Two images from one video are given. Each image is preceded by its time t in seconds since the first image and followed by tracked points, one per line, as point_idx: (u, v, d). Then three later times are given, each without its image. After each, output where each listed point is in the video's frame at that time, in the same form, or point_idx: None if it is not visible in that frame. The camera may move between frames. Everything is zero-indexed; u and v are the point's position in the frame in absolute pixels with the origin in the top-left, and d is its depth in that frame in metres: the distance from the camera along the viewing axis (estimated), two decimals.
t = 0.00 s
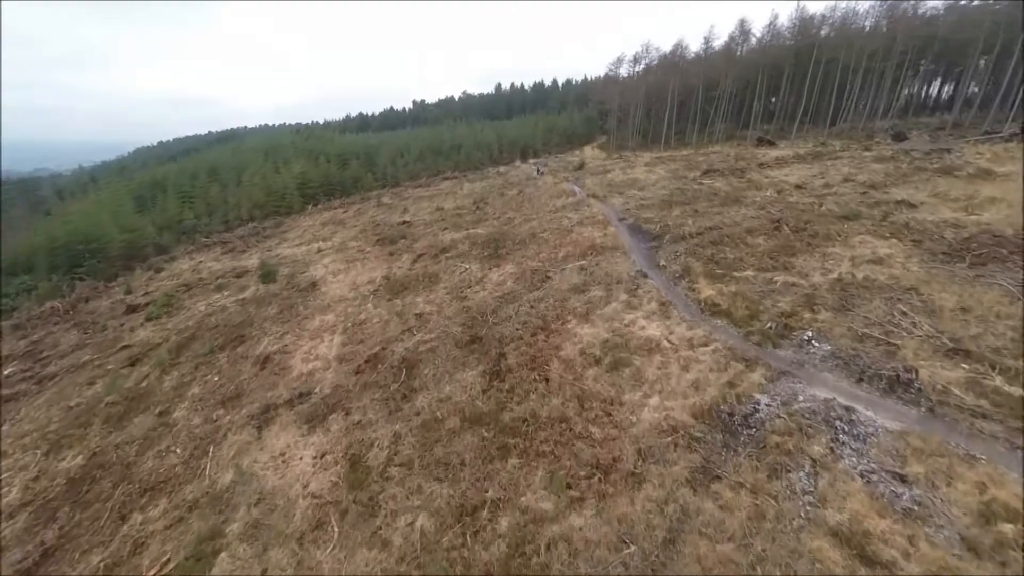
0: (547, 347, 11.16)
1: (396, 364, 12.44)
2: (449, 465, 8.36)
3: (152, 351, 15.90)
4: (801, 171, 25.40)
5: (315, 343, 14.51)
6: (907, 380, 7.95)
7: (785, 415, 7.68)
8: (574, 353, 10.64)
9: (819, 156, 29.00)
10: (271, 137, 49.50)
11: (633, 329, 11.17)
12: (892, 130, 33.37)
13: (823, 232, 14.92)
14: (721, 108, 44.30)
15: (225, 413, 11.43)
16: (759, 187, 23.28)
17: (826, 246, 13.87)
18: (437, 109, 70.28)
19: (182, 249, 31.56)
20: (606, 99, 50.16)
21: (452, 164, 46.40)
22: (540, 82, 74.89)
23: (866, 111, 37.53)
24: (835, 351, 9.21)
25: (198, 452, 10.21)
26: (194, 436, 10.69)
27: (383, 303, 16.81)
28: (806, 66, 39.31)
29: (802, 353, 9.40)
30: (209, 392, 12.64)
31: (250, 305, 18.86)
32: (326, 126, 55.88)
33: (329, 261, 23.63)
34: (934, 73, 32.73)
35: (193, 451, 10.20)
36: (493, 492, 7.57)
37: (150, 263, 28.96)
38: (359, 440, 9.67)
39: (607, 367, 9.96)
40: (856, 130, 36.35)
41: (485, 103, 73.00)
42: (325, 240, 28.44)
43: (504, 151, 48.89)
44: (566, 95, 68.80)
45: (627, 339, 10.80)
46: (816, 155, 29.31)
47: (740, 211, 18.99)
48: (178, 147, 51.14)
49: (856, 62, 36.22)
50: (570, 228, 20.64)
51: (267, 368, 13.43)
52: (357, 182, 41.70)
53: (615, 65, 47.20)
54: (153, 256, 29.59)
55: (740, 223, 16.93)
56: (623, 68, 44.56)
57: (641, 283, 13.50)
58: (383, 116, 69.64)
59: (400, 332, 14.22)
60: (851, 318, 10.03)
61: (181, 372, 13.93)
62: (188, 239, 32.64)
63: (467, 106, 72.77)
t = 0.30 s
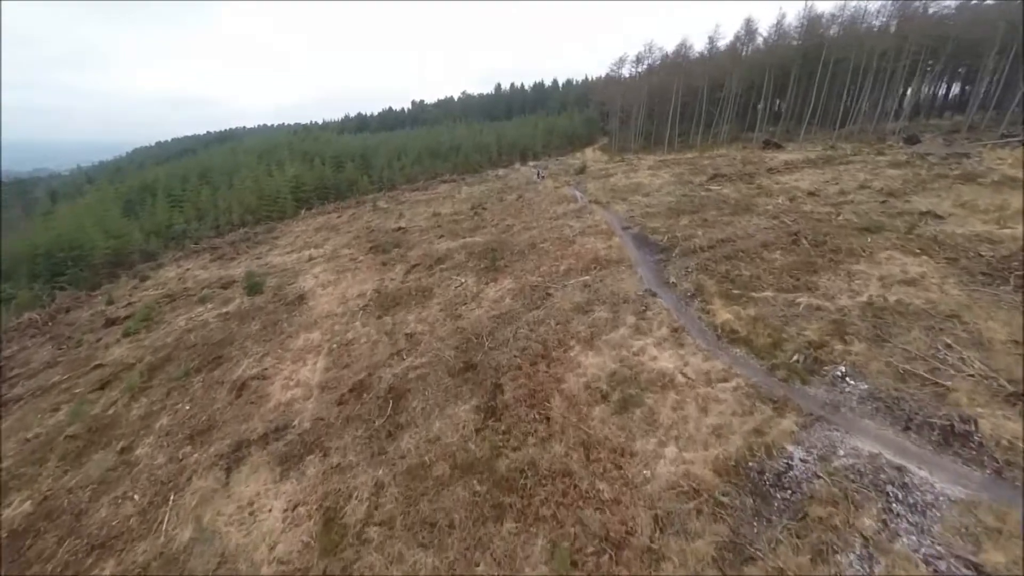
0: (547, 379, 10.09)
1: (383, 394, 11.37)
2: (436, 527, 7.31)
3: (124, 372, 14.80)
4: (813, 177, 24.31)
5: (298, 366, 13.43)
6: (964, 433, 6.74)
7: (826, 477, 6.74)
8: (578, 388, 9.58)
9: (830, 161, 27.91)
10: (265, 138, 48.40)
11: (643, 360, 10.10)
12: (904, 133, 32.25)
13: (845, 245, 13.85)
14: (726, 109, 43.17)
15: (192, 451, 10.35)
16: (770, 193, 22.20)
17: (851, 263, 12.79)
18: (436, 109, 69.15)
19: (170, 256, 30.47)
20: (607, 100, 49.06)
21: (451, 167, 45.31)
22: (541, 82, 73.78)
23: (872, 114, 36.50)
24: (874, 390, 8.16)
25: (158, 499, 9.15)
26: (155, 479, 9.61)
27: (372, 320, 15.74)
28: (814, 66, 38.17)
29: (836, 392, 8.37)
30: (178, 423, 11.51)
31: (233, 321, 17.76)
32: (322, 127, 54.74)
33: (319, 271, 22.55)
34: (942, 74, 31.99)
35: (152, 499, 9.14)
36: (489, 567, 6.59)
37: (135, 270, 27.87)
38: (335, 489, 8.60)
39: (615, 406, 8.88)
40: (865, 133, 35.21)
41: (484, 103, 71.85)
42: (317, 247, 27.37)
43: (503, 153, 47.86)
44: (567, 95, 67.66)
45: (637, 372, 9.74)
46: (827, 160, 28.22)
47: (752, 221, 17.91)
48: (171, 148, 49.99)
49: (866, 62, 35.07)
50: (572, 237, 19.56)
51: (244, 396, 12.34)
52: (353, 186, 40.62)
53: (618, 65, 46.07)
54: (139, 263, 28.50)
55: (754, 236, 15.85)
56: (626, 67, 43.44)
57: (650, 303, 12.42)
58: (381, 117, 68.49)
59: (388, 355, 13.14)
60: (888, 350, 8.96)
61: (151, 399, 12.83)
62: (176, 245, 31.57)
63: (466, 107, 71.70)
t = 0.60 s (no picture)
0: (551, 420, 8.99)
1: (369, 430, 10.29)
2: None
3: (97, 394, 13.80)
4: (832, 183, 23.07)
5: (280, 393, 12.38)
6: None
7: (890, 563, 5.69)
8: (586, 432, 8.49)
9: (849, 166, 26.58)
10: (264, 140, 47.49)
11: (660, 399, 8.98)
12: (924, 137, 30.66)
13: (877, 263, 12.69)
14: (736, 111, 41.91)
15: (156, 497, 9.33)
16: (787, 202, 20.98)
17: (887, 284, 11.58)
18: (438, 111, 68.20)
19: (163, 262, 29.60)
20: (613, 101, 47.91)
21: (452, 170, 44.27)
22: (545, 82, 72.73)
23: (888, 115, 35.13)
24: (931, 444, 7.07)
25: (112, 558, 8.11)
26: (111, 531, 8.57)
27: (364, 340, 14.68)
28: (828, 66, 36.72)
29: (888, 445, 7.23)
30: (144, 460, 10.46)
31: (218, 338, 16.75)
32: (322, 128, 53.82)
33: (312, 281, 21.53)
34: (949, 74, 31.38)
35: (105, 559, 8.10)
36: None
37: (125, 277, 27.00)
38: (311, 552, 7.55)
39: (629, 458, 7.78)
40: (882, 136, 33.68)
41: (488, 104, 70.81)
42: (312, 255, 26.42)
43: (506, 155, 46.87)
44: (572, 95, 66.47)
45: (653, 414, 8.63)
46: (846, 165, 26.85)
47: (772, 233, 16.72)
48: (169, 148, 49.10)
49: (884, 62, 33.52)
50: (577, 248, 18.43)
51: (219, 428, 11.30)
52: (352, 189, 39.63)
53: (624, 65, 44.91)
54: (131, 270, 27.61)
55: (775, 250, 14.67)
56: (633, 68, 42.30)
57: (665, 329, 11.29)
58: (382, 118, 67.57)
59: (378, 382, 12.08)
60: (943, 395, 7.83)
61: (119, 430, 11.79)
62: (169, 251, 30.71)
63: (469, 107, 70.71)
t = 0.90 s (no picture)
0: (557, 473, 7.92)
1: (353, 474, 9.23)
2: None
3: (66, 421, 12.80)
4: (854, 191, 21.81)
5: (261, 426, 11.33)
6: None
7: None
8: (597, 491, 7.39)
9: (872, 171, 25.22)
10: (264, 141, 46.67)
11: (681, 451, 7.86)
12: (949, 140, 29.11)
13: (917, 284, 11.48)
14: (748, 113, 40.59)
15: (112, 553, 8.32)
16: (807, 211, 19.76)
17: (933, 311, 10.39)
18: (442, 112, 67.24)
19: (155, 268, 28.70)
20: (620, 102, 46.72)
21: (455, 173, 43.18)
22: (550, 83, 71.62)
23: (908, 116, 33.63)
24: (1012, 522, 5.83)
25: None
26: None
27: (354, 362, 13.63)
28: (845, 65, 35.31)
29: (960, 524, 6.04)
30: (105, 504, 9.41)
31: (201, 356, 15.76)
32: (324, 129, 52.94)
33: (305, 292, 20.51)
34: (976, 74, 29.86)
35: None
36: None
37: (116, 284, 26.11)
38: None
39: (649, 528, 6.69)
40: (904, 137, 32.12)
41: (492, 105, 69.76)
42: (308, 263, 25.46)
43: (510, 158, 45.83)
44: (578, 96, 65.29)
45: (674, 469, 7.54)
46: (868, 169, 25.49)
47: (795, 247, 15.53)
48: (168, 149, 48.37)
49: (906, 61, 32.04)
50: (584, 261, 17.29)
51: (190, 467, 10.27)
52: (352, 193, 38.67)
53: (631, 65, 43.67)
54: (121, 277, 26.72)
55: (801, 268, 13.48)
56: (640, 68, 41.07)
57: (684, 361, 10.15)
58: (385, 119, 66.68)
59: (366, 415, 11.02)
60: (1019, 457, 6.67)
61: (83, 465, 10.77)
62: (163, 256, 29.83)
63: (473, 108, 69.70)
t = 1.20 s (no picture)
0: (563, 545, 6.88)
1: (331, 531, 8.16)
2: None
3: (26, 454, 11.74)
4: (876, 199, 20.59)
5: (233, 465, 10.26)
6: None
7: None
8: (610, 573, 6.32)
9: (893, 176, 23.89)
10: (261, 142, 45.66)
11: (707, 521, 6.78)
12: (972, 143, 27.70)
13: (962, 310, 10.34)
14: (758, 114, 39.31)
15: None
16: (828, 221, 18.54)
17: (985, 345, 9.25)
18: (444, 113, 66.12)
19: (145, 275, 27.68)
20: (626, 103, 45.48)
21: (456, 177, 42.05)
22: (553, 83, 70.41)
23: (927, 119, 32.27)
24: None
25: None
26: None
27: (341, 389, 12.55)
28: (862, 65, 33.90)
29: None
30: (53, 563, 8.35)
31: (179, 378, 14.69)
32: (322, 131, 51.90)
33: (295, 306, 19.44)
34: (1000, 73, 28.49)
35: None
36: None
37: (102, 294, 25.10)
38: None
39: None
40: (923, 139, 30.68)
41: (494, 105, 68.59)
42: (300, 272, 24.41)
43: (512, 160, 44.69)
44: (582, 96, 64.04)
45: (699, 544, 6.50)
46: (889, 174, 24.15)
47: (819, 262, 14.34)
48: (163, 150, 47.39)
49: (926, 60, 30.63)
50: (590, 276, 16.15)
51: (151, 516, 9.20)
52: (349, 197, 37.65)
53: (638, 65, 42.44)
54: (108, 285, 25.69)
55: (829, 288, 12.30)
56: (646, 68, 39.89)
57: (705, 400, 9.05)
58: (385, 119, 65.57)
59: (349, 455, 9.94)
60: None
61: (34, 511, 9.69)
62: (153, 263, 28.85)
63: (474, 108, 68.53)
